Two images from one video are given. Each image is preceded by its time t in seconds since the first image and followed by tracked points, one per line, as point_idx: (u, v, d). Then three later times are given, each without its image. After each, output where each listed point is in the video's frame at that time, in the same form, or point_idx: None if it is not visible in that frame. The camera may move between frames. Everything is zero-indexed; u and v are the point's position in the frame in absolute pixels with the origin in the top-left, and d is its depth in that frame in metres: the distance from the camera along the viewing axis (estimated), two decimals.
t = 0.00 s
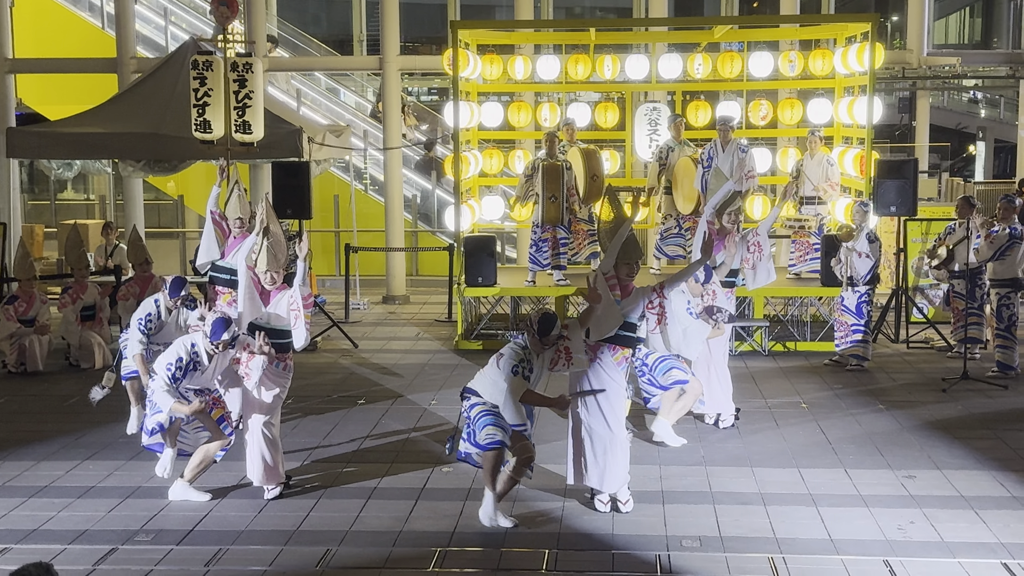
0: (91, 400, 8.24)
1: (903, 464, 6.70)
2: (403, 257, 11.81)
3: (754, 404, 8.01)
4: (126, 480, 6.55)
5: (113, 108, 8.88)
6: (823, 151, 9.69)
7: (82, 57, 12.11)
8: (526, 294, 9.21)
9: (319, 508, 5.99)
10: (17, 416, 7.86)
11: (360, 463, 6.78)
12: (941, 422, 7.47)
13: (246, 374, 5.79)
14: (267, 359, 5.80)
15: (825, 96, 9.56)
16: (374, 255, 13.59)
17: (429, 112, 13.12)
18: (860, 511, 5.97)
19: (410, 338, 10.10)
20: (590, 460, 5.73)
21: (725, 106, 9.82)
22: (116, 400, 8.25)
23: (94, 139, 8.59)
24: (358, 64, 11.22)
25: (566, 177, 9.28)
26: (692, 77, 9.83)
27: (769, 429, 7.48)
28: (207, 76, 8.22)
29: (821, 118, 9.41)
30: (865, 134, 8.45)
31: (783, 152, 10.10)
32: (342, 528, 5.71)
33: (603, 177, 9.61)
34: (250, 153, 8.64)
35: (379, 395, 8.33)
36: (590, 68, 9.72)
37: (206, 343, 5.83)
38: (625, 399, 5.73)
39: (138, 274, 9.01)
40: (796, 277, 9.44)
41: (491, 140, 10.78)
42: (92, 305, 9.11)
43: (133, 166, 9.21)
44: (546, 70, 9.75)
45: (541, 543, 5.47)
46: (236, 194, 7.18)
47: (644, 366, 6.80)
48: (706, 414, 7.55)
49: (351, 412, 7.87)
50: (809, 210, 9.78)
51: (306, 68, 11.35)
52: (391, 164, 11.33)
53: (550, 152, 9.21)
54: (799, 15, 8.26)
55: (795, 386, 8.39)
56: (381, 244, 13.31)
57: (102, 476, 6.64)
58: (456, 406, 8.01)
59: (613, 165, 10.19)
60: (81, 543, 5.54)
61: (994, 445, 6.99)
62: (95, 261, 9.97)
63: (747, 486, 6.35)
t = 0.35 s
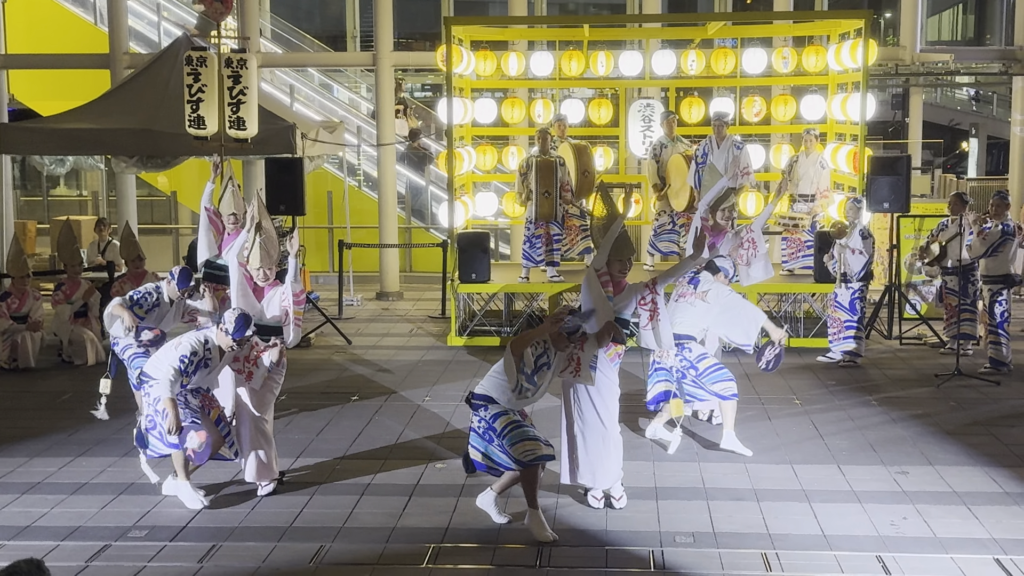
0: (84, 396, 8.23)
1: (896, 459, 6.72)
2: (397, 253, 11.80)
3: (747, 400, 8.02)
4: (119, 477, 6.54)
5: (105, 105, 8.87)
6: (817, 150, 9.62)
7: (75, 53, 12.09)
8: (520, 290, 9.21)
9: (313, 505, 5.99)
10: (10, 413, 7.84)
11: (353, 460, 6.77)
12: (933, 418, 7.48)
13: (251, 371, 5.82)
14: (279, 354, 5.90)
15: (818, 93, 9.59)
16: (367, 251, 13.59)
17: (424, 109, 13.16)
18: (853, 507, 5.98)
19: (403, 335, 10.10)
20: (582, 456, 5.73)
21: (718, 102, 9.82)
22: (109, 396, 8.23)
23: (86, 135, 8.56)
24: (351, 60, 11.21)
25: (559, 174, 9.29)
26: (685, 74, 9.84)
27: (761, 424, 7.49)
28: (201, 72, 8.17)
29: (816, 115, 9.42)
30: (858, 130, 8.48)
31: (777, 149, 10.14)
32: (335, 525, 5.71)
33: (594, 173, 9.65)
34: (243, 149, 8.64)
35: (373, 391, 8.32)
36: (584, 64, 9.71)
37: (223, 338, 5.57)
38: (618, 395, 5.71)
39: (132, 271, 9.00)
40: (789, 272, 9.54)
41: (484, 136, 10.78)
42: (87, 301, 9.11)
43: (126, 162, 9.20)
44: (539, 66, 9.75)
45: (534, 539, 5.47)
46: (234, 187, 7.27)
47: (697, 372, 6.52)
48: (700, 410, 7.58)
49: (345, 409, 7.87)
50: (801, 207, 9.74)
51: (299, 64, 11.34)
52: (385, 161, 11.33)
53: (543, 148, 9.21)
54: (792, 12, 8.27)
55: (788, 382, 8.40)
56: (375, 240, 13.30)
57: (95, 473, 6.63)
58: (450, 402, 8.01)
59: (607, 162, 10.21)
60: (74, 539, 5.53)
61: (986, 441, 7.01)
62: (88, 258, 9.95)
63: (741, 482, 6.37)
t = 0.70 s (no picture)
0: (74, 393, 8.21)
1: (886, 457, 6.73)
2: (388, 251, 11.79)
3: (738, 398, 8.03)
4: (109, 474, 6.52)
5: (96, 102, 8.85)
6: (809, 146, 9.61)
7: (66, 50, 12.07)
8: (512, 288, 9.21)
9: (303, 502, 5.98)
10: None
11: (344, 457, 6.77)
12: (923, 415, 7.50)
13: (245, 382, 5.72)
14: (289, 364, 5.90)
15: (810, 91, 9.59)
16: (359, 249, 13.58)
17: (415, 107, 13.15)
18: (843, 504, 5.99)
19: (394, 332, 10.09)
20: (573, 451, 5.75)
21: (709, 100, 9.83)
22: (99, 393, 8.21)
23: (76, 132, 8.54)
24: (343, 57, 11.20)
25: (551, 171, 9.29)
26: (676, 71, 9.84)
27: (752, 422, 7.50)
28: (192, 68, 8.20)
29: (807, 113, 9.44)
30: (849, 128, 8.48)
31: (768, 146, 10.14)
32: (326, 522, 5.70)
33: (589, 170, 9.45)
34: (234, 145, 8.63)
35: (364, 388, 8.31)
36: (575, 62, 9.71)
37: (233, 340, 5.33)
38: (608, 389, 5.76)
39: (122, 268, 8.98)
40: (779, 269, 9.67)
41: (475, 134, 10.78)
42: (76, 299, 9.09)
43: (117, 159, 9.18)
44: (530, 64, 9.74)
45: (525, 537, 5.47)
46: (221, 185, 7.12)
47: (737, 384, 6.44)
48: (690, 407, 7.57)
49: (335, 406, 7.86)
50: (794, 204, 9.65)
51: (290, 61, 11.34)
52: (376, 158, 11.32)
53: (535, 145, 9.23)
54: (784, 9, 8.26)
55: (779, 379, 8.41)
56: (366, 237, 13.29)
57: (85, 470, 6.62)
58: (441, 400, 8.00)
59: (598, 159, 10.20)
60: (64, 537, 5.51)
61: (976, 438, 7.03)
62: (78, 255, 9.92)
63: (732, 479, 6.37)
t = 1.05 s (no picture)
0: (66, 394, 8.19)
1: (878, 458, 6.74)
2: (381, 251, 11.79)
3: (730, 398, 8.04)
4: (101, 475, 6.51)
5: (88, 102, 8.83)
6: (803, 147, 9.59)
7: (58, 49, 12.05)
8: (505, 288, 9.22)
9: (296, 503, 5.98)
10: None
11: (337, 458, 6.77)
12: (915, 416, 7.51)
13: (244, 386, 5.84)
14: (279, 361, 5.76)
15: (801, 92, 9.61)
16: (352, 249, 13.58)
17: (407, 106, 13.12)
18: (835, 504, 6.00)
19: (387, 333, 10.09)
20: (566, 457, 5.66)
21: (702, 101, 9.84)
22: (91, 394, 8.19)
23: (68, 132, 8.53)
24: (336, 57, 11.19)
25: (544, 171, 9.32)
26: (669, 72, 9.87)
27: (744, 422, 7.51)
28: (183, 69, 8.21)
29: (799, 113, 9.45)
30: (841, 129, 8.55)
31: (760, 148, 10.16)
32: (318, 523, 5.70)
33: (583, 171, 9.50)
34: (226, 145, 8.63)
35: (356, 389, 8.30)
36: (568, 63, 9.73)
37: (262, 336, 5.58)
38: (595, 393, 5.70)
39: (114, 268, 8.97)
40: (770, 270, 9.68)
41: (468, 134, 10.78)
42: (68, 299, 9.08)
43: (109, 159, 9.17)
44: (524, 65, 9.76)
45: (518, 537, 5.47)
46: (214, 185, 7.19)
47: (772, 385, 6.44)
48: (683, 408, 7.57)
49: (328, 407, 7.86)
50: (786, 206, 9.67)
51: (283, 62, 11.34)
52: (368, 159, 11.31)
53: (528, 146, 9.27)
54: (776, 10, 8.27)
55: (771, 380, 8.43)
56: (359, 237, 13.29)
57: (77, 471, 6.60)
58: (434, 400, 8.00)
59: (591, 160, 10.22)
60: (56, 538, 5.50)
61: (968, 439, 7.04)
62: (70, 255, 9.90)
63: (724, 480, 6.38)
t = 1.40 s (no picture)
0: (60, 398, 8.18)
1: (872, 462, 6.74)
2: (375, 255, 11.78)
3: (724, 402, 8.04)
4: (95, 479, 6.50)
5: (82, 105, 8.83)
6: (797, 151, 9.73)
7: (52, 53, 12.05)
8: (499, 292, 9.22)
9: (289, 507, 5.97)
10: None
11: (330, 462, 6.76)
12: (908, 420, 7.52)
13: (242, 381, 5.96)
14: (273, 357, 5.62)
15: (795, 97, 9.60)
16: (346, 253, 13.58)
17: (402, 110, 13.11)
18: (829, 509, 6.00)
19: (381, 336, 10.09)
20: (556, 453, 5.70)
21: (696, 106, 9.84)
22: (85, 398, 8.17)
23: (62, 136, 8.51)
24: (330, 61, 11.19)
25: (539, 175, 9.31)
26: (664, 76, 9.88)
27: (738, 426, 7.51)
28: (177, 72, 8.23)
29: (792, 117, 9.51)
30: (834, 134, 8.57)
31: (754, 152, 10.17)
32: (312, 527, 5.68)
33: (579, 176, 9.49)
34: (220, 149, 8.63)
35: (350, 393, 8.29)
36: (563, 67, 9.74)
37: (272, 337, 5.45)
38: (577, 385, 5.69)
39: (109, 273, 8.96)
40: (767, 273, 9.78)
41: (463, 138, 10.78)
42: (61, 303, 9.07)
43: (103, 163, 9.16)
44: (518, 69, 9.79)
45: (512, 541, 5.47)
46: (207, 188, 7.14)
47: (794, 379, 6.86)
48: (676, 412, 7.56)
49: (322, 411, 7.85)
50: (781, 208, 9.85)
51: (278, 66, 11.34)
52: (363, 163, 11.31)
53: (522, 150, 9.26)
54: (770, 15, 8.27)
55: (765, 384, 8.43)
56: (353, 241, 13.29)
57: (70, 475, 6.59)
58: (428, 404, 7.99)
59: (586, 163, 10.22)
60: (49, 542, 5.49)
61: (961, 443, 7.05)
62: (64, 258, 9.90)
63: (718, 484, 6.38)
